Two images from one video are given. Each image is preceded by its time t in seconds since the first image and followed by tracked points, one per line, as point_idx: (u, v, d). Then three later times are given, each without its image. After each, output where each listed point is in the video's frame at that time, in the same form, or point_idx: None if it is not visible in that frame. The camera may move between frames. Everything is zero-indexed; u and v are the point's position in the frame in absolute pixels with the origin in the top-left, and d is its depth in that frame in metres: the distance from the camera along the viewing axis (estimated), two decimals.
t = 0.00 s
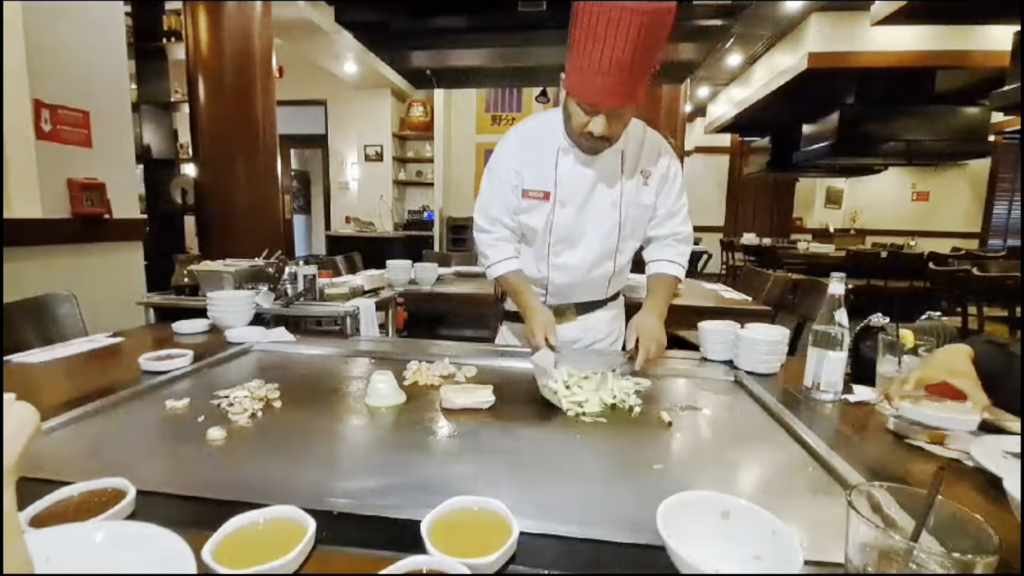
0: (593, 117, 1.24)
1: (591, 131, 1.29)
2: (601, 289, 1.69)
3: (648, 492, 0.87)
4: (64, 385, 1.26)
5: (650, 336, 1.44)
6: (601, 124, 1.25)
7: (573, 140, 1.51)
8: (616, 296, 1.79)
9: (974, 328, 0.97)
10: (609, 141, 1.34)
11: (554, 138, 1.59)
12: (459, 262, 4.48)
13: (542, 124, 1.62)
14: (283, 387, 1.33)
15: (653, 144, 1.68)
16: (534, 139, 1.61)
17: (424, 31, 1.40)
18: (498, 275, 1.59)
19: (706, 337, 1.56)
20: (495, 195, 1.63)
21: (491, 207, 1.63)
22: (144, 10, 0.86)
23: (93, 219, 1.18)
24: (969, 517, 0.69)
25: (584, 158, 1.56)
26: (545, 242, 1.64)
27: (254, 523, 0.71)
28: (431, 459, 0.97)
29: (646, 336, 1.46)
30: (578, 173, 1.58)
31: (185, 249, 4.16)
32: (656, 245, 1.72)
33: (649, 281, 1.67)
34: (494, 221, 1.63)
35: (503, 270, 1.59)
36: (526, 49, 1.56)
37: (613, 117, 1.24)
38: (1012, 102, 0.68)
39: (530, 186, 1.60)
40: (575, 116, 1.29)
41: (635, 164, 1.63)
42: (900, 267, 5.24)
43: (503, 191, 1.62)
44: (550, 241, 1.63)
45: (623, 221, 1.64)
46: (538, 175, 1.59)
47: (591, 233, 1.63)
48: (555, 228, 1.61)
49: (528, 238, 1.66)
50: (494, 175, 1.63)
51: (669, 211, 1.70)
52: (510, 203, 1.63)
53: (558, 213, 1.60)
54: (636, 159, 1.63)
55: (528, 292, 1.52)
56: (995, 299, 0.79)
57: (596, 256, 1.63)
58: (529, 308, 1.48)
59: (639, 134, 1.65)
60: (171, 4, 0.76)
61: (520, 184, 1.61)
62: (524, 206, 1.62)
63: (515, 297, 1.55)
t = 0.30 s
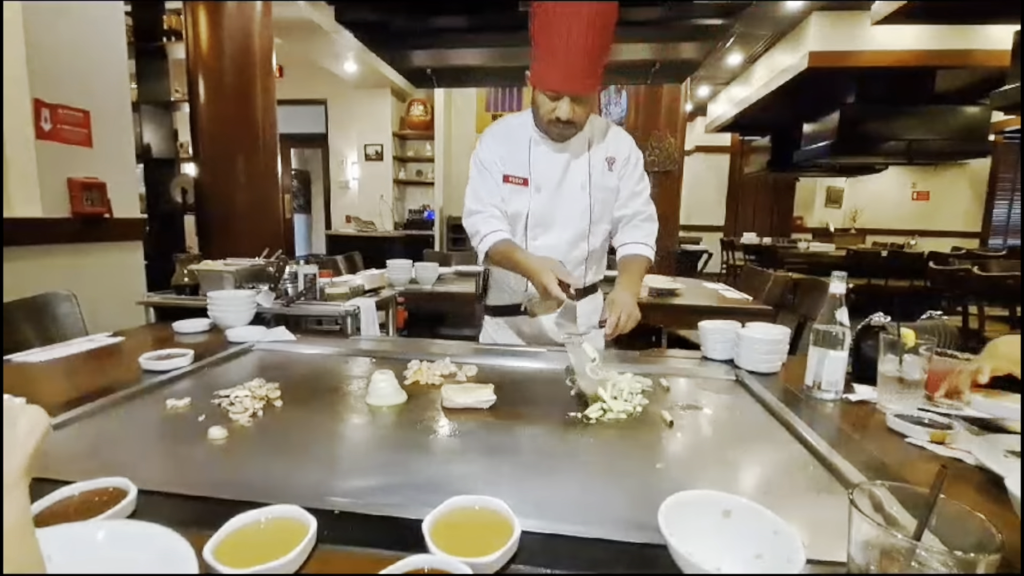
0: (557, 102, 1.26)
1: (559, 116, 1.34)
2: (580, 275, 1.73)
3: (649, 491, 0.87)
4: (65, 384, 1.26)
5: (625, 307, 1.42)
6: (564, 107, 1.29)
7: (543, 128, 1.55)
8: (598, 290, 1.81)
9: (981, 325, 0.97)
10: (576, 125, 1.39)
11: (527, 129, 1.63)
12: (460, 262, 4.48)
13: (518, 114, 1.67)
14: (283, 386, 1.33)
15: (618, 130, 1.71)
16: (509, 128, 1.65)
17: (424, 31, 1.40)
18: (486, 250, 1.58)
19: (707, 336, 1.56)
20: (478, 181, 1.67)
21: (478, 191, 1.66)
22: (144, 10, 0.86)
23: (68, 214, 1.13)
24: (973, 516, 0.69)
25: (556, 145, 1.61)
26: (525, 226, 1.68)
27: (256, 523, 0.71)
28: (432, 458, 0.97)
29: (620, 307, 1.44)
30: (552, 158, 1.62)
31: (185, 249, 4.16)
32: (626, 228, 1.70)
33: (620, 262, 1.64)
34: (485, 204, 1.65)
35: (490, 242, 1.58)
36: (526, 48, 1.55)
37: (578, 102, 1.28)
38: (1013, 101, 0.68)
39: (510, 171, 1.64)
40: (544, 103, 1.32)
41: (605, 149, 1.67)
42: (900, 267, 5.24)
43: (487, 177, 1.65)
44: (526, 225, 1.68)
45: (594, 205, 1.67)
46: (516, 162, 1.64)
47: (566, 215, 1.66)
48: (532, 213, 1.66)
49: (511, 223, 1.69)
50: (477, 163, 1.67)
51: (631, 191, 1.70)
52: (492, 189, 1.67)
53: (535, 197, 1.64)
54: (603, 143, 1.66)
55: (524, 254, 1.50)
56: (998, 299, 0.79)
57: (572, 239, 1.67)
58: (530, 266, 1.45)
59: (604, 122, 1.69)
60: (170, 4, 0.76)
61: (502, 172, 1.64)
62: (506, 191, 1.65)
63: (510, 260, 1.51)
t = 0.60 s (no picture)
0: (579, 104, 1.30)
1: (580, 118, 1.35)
2: (586, 276, 1.73)
3: (650, 490, 0.87)
4: (66, 384, 1.26)
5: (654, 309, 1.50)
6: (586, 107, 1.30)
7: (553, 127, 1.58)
8: (605, 289, 1.83)
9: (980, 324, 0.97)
10: (592, 126, 1.40)
11: (535, 130, 1.66)
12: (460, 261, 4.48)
13: (524, 116, 1.70)
14: (283, 386, 1.33)
15: (628, 133, 1.73)
16: (516, 129, 1.68)
17: (425, 31, 1.40)
18: (456, 248, 1.63)
19: (707, 335, 1.56)
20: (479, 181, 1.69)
21: (472, 189, 1.67)
22: (144, 10, 0.86)
23: (71, 215, 1.11)
24: (974, 516, 0.69)
25: (566, 146, 1.63)
26: (530, 227, 1.69)
27: (255, 522, 0.71)
28: (433, 457, 0.97)
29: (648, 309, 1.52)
30: (558, 159, 1.64)
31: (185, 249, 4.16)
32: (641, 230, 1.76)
33: (638, 265, 1.69)
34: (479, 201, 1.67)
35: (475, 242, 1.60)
36: (526, 48, 1.55)
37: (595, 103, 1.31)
38: (1013, 101, 0.68)
39: (513, 172, 1.67)
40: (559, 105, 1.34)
41: (615, 151, 1.69)
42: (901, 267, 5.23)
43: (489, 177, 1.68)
44: (532, 225, 1.68)
45: (603, 206, 1.69)
46: (521, 162, 1.66)
47: (572, 217, 1.68)
48: (537, 212, 1.67)
49: (514, 223, 1.71)
50: (479, 163, 1.69)
51: (649, 197, 1.74)
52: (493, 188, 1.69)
53: (539, 198, 1.66)
54: (613, 146, 1.69)
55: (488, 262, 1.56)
56: (998, 298, 0.79)
57: (578, 240, 1.68)
58: (494, 281, 1.51)
59: (614, 125, 1.72)
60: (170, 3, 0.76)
61: (506, 171, 1.67)
62: (508, 190, 1.68)
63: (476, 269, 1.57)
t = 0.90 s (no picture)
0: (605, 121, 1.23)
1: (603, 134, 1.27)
2: (612, 286, 1.73)
3: (649, 490, 0.87)
4: (66, 383, 1.26)
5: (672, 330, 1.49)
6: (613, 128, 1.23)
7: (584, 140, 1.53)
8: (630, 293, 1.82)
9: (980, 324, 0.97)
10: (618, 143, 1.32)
11: (562, 140, 1.60)
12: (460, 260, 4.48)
13: (549, 126, 1.62)
14: (284, 385, 1.33)
15: (653, 139, 1.71)
16: (543, 141, 1.61)
17: (426, 30, 1.40)
18: (498, 278, 1.53)
19: (707, 335, 1.57)
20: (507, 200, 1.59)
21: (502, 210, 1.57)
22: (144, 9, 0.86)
23: (71, 213, 1.11)
24: (974, 515, 0.69)
25: (593, 157, 1.59)
26: (558, 241, 1.65)
27: (255, 521, 0.71)
28: (432, 457, 0.97)
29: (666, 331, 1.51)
30: (587, 172, 1.59)
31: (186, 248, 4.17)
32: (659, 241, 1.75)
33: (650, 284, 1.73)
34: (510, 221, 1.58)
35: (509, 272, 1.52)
36: (527, 47, 1.55)
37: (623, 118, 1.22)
38: (1013, 100, 0.68)
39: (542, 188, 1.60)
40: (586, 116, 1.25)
41: (642, 159, 1.67)
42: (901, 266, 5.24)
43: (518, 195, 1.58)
44: (559, 240, 1.65)
45: (631, 216, 1.67)
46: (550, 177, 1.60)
47: (600, 229, 1.65)
48: (565, 227, 1.63)
49: (541, 239, 1.66)
50: (505, 179, 1.61)
51: (671, 206, 1.74)
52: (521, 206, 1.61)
53: (568, 212, 1.62)
54: (641, 155, 1.66)
55: (531, 298, 1.47)
56: (998, 296, 0.79)
57: (606, 253, 1.66)
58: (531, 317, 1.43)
59: (640, 131, 1.69)
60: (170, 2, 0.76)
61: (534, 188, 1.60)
62: (538, 208, 1.61)
63: (514, 302, 1.49)
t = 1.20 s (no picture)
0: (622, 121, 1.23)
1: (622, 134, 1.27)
2: (626, 288, 1.73)
3: (648, 489, 0.87)
4: (67, 382, 1.27)
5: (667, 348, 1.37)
6: (630, 128, 1.23)
7: (603, 138, 1.53)
8: (645, 296, 1.83)
9: (980, 323, 0.97)
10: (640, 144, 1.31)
11: (582, 138, 1.60)
12: (460, 260, 4.49)
13: (571, 124, 1.61)
14: (285, 384, 1.34)
15: (678, 143, 1.66)
16: (562, 138, 1.61)
17: (426, 30, 1.40)
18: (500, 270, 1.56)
19: (707, 335, 1.57)
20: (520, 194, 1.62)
21: (514, 204, 1.59)
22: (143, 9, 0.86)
23: (71, 213, 1.10)
24: (974, 513, 0.69)
25: (613, 159, 1.58)
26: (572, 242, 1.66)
27: (255, 521, 0.71)
28: (433, 455, 0.97)
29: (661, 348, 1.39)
30: (605, 174, 1.58)
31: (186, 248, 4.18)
32: (674, 252, 1.66)
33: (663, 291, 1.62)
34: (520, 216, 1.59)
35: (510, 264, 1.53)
36: (527, 47, 1.55)
37: (644, 121, 1.22)
38: (1013, 99, 0.68)
39: (556, 185, 1.60)
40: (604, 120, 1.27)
41: (664, 164, 1.63)
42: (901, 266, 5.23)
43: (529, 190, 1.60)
44: (573, 240, 1.66)
45: (649, 222, 1.65)
46: (566, 175, 1.59)
47: (616, 233, 1.65)
48: (579, 228, 1.63)
49: (555, 238, 1.67)
50: (518, 174, 1.62)
51: (688, 212, 1.66)
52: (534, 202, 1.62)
53: (582, 213, 1.62)
54: (664, 159, 1.63)
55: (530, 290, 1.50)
56: (998, 295, 0.79)
57: (620, 258, 1.66)
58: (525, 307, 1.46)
59: (665, 133, 1.64)
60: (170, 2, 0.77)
61: (547, 184, 1.60)
62: (549, 206, 1.62)
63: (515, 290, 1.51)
